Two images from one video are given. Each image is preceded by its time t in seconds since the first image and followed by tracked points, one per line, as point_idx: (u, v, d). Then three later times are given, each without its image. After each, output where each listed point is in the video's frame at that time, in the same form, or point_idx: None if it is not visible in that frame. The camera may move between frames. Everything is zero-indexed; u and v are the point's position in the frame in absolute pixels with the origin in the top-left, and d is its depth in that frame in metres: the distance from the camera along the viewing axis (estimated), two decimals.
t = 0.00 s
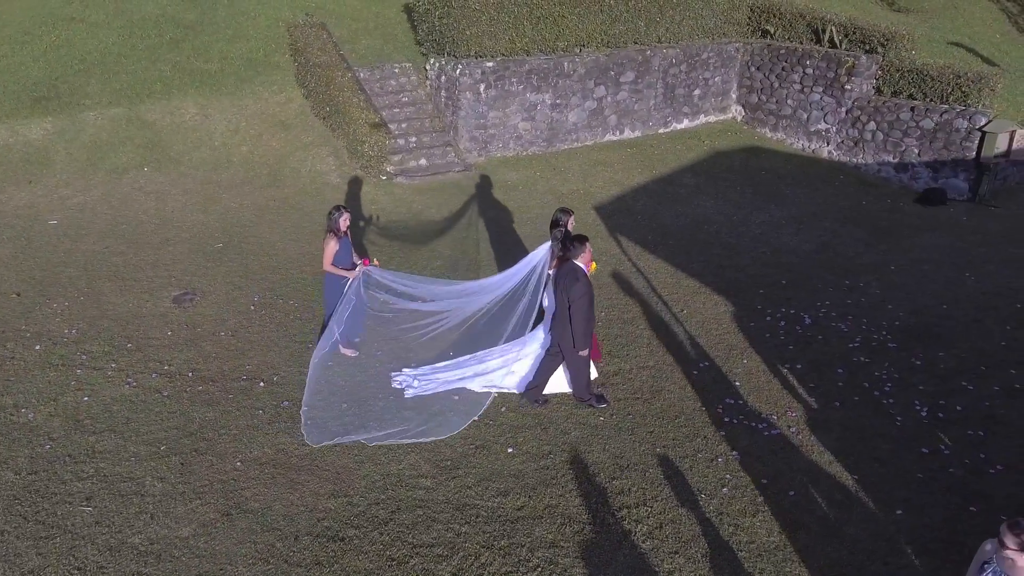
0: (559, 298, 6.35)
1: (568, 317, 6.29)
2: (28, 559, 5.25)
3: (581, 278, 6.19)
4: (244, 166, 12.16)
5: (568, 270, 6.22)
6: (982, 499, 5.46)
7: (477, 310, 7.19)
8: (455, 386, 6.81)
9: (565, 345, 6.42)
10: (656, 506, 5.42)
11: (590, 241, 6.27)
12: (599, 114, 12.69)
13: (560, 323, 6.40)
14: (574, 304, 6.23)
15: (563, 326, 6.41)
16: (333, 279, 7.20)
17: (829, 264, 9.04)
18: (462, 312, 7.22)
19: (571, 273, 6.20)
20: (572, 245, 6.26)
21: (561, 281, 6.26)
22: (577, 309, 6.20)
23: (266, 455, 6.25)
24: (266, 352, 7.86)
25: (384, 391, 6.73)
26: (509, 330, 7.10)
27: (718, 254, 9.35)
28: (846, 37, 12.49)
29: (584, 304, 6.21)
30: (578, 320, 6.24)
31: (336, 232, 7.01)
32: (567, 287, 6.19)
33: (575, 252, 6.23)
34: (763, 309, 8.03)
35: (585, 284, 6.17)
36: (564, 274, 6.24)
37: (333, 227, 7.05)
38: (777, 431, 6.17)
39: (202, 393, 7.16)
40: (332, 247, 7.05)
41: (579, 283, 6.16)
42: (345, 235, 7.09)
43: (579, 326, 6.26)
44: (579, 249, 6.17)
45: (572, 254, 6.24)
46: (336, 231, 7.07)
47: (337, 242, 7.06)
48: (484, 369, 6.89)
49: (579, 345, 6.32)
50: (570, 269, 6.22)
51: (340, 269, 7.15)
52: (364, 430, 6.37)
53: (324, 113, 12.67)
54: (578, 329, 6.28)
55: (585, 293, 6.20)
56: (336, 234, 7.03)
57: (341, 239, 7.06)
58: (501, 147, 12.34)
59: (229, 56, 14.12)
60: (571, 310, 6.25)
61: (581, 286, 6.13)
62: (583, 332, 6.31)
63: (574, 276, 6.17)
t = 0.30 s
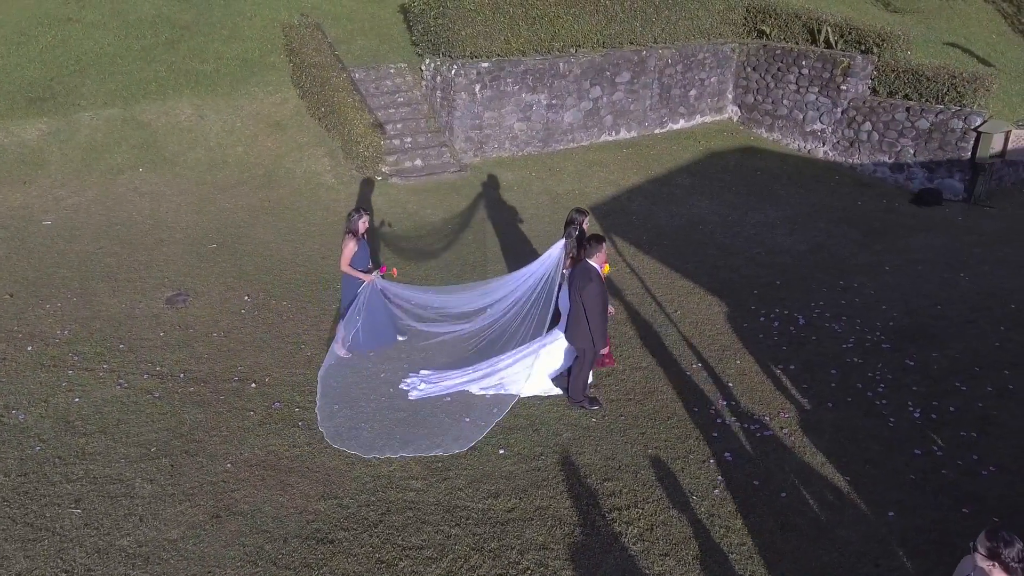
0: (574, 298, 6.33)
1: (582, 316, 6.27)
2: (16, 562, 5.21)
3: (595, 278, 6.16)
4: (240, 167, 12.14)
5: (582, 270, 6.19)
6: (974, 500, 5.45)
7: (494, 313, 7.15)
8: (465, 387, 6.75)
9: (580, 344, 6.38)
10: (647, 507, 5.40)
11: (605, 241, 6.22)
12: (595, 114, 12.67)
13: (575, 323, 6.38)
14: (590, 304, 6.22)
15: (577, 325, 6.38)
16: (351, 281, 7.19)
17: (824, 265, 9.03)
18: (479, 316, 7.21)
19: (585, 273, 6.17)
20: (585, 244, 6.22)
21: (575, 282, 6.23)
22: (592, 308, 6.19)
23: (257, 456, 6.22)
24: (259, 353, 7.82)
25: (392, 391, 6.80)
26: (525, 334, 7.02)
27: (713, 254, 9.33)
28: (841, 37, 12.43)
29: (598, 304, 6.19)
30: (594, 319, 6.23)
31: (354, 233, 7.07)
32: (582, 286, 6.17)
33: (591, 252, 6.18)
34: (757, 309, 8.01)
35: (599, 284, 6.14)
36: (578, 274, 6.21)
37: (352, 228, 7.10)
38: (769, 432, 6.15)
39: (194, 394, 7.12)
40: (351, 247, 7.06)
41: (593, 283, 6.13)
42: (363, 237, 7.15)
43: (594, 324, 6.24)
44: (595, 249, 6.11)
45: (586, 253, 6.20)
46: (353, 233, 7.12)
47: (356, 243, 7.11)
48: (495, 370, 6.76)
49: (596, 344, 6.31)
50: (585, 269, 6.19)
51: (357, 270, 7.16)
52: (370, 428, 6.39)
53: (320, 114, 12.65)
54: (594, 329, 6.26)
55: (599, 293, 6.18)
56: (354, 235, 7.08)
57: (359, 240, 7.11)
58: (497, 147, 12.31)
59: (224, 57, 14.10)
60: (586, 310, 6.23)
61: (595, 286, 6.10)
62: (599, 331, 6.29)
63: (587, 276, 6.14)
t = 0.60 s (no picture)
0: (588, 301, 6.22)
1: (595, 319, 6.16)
2: (6, 566, 5.17)
3: (610, 281, 6.04)
4: (237, 168, 12.10)
5: (597, 272, 6.08)
6: (971, 504, 5.43)
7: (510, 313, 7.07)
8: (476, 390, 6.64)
9: (590, 345, 6.28)
10: (642, 511, 5.37)
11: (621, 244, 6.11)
12: (592, 115, 12.63)
13: (588, 326, 6.27)
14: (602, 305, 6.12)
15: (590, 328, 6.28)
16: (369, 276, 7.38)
17: (821, 265, 9.00)
18: (498, 318, 7.14)
19: (599, 276, 6.06)
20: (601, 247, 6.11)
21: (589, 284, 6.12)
22: (605, 312, 6.08)
23: (251, 459, 6.18)
24: (254, 354, 7.79)
25: (391, 390, 6.66)
26: (538, 337, 6.93)
27: (710, 255, 9.30)
28: (840, 38, 12.47)
29: (612, 307, 6.08)
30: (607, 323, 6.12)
31: (377, 229, 7.22)
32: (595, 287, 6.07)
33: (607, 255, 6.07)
34: (754, 311, 7.98)
35: (613, 287, 6.03)
36: (593, 277, 6.11)
37: (377, 224, 7.23)
38: (766, 434, 6.12)
39: (188, 396, 7.09)
40: (372, 243, 7.21)
41: (607, 286, 6.02)
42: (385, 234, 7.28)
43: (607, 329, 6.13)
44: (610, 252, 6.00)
45: (603, 255, 6.10)
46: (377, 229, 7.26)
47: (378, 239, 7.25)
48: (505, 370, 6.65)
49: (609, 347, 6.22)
50: (599, 271, 6.08)
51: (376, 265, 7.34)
52: (365, 429, 6.26)
53: (317, 114, 12.62)
54: (607, 333, 6.17)
55: (614, 296, 6.06)
56: (376, 231, 7.22)
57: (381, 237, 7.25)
58: (494, 148, 12.28)
59: (221, 57, 14.06)
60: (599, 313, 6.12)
61: (609, 289, 6.00)
62: (612, 335, 6.20)
63: (601, 279, 6.03)
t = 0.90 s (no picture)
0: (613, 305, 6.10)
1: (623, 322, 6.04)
2: None
3: (637, 284, 5.93)
4: (234, 169, 12.03)
5: (623, 275, 5.96)
6: (973, 512, 5.36)
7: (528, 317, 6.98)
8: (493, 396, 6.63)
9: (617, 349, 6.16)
10: (641, 519, 5.29)
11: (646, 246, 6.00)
12: (591, 116, 12.55)
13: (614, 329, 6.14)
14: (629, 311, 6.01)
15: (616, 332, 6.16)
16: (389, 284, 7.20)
17: (821, 268, 8.93)
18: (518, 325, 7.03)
19: (626, 278, 5.94)
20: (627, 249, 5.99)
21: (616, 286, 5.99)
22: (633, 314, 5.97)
23: (245, 466, 6.11)
24: (249, 359, 7.72)
25: (403, 395, 6.65)
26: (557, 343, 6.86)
27: (710, 257, 9.23)
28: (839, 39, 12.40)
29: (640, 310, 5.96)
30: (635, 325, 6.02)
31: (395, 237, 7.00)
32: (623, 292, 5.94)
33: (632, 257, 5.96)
34: (754, 314, 7.90)
35: (640, 290, 5.92)
36: (619, 280, 5.99)
37: (394, 232, 7.02)
38: (766, 440, 6.04)
39: (182, 402, 7.00)
40: (389, 252, 7.02)
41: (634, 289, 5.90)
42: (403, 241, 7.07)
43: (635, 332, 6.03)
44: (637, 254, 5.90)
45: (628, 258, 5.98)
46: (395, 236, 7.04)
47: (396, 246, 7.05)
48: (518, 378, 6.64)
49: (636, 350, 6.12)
50: (626, 274, 5.96)
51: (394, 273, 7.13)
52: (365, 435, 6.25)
53: (314, 116, 12.55)
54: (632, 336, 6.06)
55: (641, 299, 5.95)
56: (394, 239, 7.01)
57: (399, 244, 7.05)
58: (493, 150, 12.20)
59: (218, 58, 13.99)
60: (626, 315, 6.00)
61: (637, 292, 5.89)
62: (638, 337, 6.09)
63: (628, 281, 5.91)
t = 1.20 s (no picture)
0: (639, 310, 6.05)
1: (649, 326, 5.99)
2: None
3: (661, 286, 5.92)
4: (231, 172, 11.90)
5: (648, 279, 5.95)
6: (982, 525, 5.24)
7: (551, 326, 6.81)
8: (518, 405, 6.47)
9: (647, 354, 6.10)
10: (644, 532, 5.17)
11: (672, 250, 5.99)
12: (591, 118, 12.43)
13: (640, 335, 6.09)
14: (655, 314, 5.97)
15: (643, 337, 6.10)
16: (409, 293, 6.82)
17: (825, 272, 8.81)
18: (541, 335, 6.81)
19: (651, 281, 5.93)
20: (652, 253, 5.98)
21: (642, 291, 5.96)
22: (660, 316, 5.93)
23: (239, 477, 5.98)
24: (244, 366, 7.59)
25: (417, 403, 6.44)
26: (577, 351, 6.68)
27: (712, 261, 9.10)
28: (841, 41, 12.32)
29: (667, 312, 5.93)
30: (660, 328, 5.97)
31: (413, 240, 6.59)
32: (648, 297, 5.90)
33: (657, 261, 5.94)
34: (757, 319, 7.78)
35: (666, 292, 5.90)
36: (644, 284, 5.96)
37: (412, 237, 6.64)
38: (771, 450, 5.91)
39: (176, 410, 6.88)
40: (410, 258, 6.62)
41: (659, 291, 5.88)
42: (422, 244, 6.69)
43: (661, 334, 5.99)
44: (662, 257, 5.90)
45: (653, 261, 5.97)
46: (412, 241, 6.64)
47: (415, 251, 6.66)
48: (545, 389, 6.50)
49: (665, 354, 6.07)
50: (650, 277, 5.95)
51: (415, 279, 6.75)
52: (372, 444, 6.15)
53: (312, 117, 12.43)
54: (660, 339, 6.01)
55: (668, 301, 5.92)
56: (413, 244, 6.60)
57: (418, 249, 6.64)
58: (493, 152, 12.09)
59: (216, 60, 13.86)
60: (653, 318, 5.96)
61: (663, 294, 5.86)
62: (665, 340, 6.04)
63: (654, 285, 5.90)
